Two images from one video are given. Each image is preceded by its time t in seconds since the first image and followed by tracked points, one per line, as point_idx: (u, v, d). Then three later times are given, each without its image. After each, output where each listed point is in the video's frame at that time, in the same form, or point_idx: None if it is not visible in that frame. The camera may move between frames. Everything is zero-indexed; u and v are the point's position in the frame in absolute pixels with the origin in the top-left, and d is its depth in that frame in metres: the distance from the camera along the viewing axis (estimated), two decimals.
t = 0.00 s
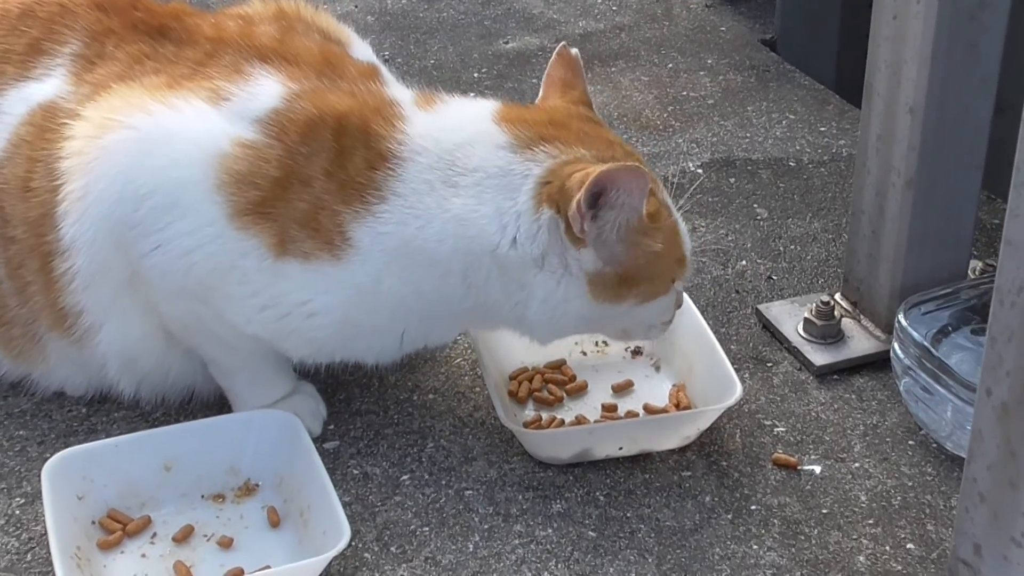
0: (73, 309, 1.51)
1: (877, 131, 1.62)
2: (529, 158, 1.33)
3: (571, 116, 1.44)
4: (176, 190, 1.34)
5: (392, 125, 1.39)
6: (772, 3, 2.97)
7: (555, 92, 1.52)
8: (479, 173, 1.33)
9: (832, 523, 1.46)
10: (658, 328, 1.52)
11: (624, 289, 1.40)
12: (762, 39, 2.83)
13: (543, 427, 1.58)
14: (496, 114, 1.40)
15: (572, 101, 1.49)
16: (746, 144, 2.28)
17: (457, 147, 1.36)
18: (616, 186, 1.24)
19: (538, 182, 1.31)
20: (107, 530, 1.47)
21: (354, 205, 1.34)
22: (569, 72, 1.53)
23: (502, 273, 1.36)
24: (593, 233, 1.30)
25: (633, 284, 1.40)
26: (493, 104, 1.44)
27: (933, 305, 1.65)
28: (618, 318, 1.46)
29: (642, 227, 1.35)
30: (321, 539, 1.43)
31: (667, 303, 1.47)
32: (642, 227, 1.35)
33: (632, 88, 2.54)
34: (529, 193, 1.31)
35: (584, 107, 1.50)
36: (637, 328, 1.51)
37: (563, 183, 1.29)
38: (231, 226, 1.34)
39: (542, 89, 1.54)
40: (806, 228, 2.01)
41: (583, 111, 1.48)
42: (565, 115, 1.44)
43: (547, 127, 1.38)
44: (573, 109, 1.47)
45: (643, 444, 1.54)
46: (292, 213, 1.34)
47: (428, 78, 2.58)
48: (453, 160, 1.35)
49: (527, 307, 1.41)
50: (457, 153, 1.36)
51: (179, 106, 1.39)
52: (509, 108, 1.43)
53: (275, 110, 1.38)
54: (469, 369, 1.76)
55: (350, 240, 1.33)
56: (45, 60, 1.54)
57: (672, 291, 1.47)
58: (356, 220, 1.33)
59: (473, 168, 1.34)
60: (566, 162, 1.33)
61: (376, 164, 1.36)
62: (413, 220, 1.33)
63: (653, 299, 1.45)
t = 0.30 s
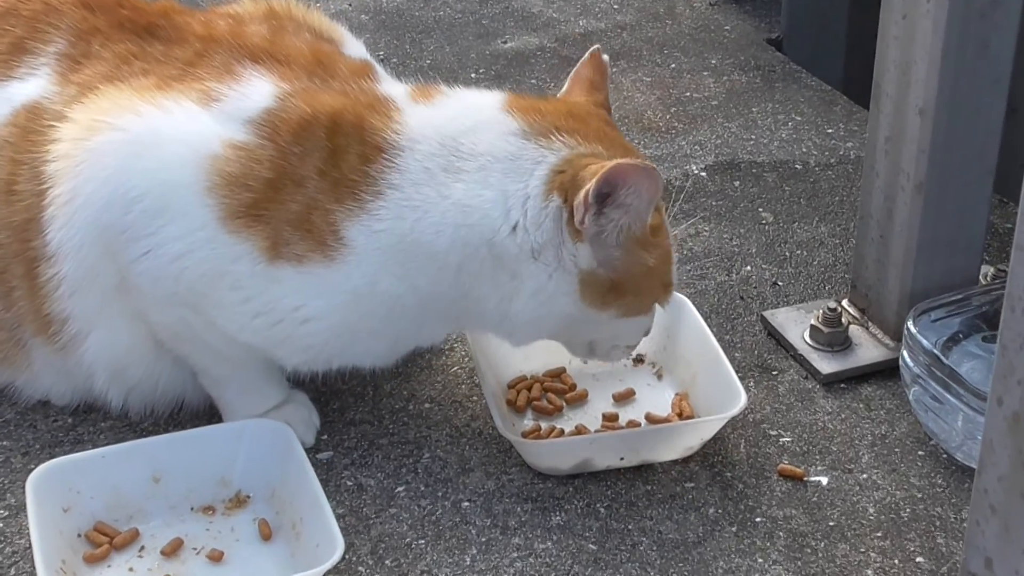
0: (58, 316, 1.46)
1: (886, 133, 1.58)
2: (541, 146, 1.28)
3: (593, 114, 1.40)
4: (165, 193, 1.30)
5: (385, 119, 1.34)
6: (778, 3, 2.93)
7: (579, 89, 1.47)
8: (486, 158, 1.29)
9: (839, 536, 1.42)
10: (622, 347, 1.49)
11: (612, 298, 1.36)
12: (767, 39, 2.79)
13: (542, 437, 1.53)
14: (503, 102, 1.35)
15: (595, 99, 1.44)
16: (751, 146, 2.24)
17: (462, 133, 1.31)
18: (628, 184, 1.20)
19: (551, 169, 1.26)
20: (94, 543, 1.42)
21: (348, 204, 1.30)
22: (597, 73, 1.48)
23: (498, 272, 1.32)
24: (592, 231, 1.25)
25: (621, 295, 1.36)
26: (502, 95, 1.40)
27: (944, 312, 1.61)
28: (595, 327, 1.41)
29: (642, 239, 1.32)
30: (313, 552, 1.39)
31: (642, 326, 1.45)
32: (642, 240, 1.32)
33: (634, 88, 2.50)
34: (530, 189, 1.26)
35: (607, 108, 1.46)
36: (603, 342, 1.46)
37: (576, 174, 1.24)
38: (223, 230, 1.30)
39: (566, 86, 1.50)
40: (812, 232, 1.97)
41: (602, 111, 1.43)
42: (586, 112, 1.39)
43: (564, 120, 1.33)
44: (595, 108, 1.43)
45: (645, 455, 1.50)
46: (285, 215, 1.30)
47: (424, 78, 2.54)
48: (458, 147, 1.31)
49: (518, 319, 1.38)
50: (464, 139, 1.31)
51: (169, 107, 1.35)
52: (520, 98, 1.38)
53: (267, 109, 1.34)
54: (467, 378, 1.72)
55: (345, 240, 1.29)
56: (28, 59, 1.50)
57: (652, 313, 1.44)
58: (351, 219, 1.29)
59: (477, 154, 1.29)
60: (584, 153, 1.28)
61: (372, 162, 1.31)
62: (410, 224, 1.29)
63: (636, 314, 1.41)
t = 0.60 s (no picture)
0: (49, 317, 1.43)
1: (897, 132, 1.54)
2: (538, 141, 1.25)
3: (589, 100, 1.37)
4: (158, 192, 1.27)
5: (379, 113, 1.31)
6: None
7: (574, 74, 1.44)
8: (482, 156, 1.26)
9: (849, 544, 1.38)
10: (645, 334, 1.44)
11: (626, 284, 1.31)
12: (776, 35, 2.75)
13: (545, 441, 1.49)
14: (499, 96, 1.32)
15: (592, 84, 1.41)
16: (759, 145, 2.20)
17: (458, 129, 1.28)
18: (625, 167, 1.16)
19: (547, 161, 1.23)
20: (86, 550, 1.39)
21: (345, 202, 1.26)
22: (592, 57, 1.45)
23: (498, 270, 1.29)
24: (593, 218, 1.21)
25: (634, 280, 1.31)
26: (497, 86, 1.37)
27: (959, 315, 1.57)
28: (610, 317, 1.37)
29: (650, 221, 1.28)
30: (310, 560, 1.35)
31: (662, 307, 1.38)
32: (650, 221, 1.28)
33: (639, 85, 2.46)
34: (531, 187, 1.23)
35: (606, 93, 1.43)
36: (623, 329, 1.41)
37: (571, 163, 1.21)
38: (217, 229, 1.27)
39: (561, 71, 1.46)
40: (822, 233, 1.93)
41: (599, 96, 1.40)
42: (583, 99, 1.36)
43: (559, 109, 1.30)
44: (591, 93, 1.39)
45: (650, 461, 1.46)
46: (281, 214, 1.26)
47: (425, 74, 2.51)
48: (453, 144, 1.27)
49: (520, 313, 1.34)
50: (459, 135, 1.28)
51: (161, 104, 1.32)
52: (515, 90, 1.35)
53: (262, 106, 1.31)
54: (468, 381, 1.68)
55: (341, 238, 1.26)
56: (18, 54, 1.47)
57: (672, 294, 1.38)
58: (348, 218, 1.26)
59: (474, 152, 1.26)
60: (580, 142, 1.25)
61: (368, 158, 1.28)
62: (408, 223, 1.26)
63: (652, 299, 1.36)
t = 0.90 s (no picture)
0: (49, 319, 1.43)
1: (898, 132, 1.54)
2: (533, 134, 1.25)
3: (584, 95, 1.36)
4: (157, 194, 1.27)
5: (377, 114, 1.30)
6: None
7: (569, 69, 1.44)
8: (478, 152, 1.25)
9: (850, 545, 1.38)
10: (645, 329, 1.43)
11: (626, 276, 1.31)
12: (776, 35, 2.75)
13: (546, 443, 1.49)
14: (494, 93, 1.32)
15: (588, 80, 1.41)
16: (759, 145, 2.20)
17: (453, 126, 1.28)
18: (623, 157, 1.16)
19: (544, 154, 1.23)
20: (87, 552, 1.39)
21: (344, 204, 1.26)
22: (587, 53, 1.45)
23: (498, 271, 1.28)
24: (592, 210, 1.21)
25: (632, 273, 1.31)
26: (493, 84, 1.36)
27: (959, 315, 1.57)
28: (612, 312, 1.37)
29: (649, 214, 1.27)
30: (311, 562, 1.35)
31: (663, 302, 1.39)
32: (649, 214, 1.27)
33: (639, 86, 2.46)
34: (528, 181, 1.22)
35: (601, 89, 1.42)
36: (626, 326, 1.42)
37: (570, 156, 1.21)
38: (217, 231, 1.26)
39: (556, 67, 1.46)
40: (822, 233, 1.93)
41: (595, 91, 1.40)
42: (578, 94, 1.35)
43: (555, 103, 1.30)
44: (586, 88, 1.39)
45: (651, 462, 1.46)
46: (281, 215, 1.26)
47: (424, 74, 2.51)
48: (449, 140, 1.27)
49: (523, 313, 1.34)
50: (455, 132, 1.27)
51: (161, 106, 1.32)
52: (510, 87, 1.34)
53: (261, 107, 1.31)
54: (468, 382, 1.68)
55: (341, 239, 1.26)
56: (17, 56, 1.47)
57: (671, 288, 1.38)
58: (348, 219, 1.26)
59: (470, 147, 1.26)
60: (577, 135, 1.25)
61: (367, 159, 1.27)
62: (408, 224, 1.25)
63: (651, 293, 1.36)
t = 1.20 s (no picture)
0: (49, 319, 1.43)
1: (898, 131, 1.54)
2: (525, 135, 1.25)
3: (577, 92, 1.36)
4: (158, 194, 1.27)
5: (377, 114, 1.30)
6: None
7: (563, 67, 1.44)
8: (472, 154, 1.26)
9: (850, 544, 1.38)
10: (647, 326, 1.43)
11: (625, 270, 1.30)
12: (775, 35, 2.75)
13: (546, 442, 1.49)
14: (490, 93, 1.32)
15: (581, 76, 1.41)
16: (758, 145, 2.20)
17: (450, 128, 1.28)
18: (610, 152, 1.15)
19: (534, 153, 1.23)
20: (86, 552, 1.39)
21: (344, 204, 1.26)
22: (579, 50, 1.45)
23: (498, 271, 1.28)
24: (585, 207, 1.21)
25: (632, 265, 1.30)
26: (489, 84, 1.37)
27: (958, 314, 1.57)
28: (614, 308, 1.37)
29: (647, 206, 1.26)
30: (311, 562, 1.35)
31: (668, 294, 1.38)
32: (645, 206, 1.25)
33: (639, 86, 2.46)
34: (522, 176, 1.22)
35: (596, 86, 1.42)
36: (634, 320, 1.42)
37: (560, 154, 1.20)
38: (218, 231, 1.26)
39: (550, 65, 1.46)
40: (822, 233, 1.93)
41: (589, 87, 1.40)
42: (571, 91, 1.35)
43: (547, 101, 1.30)
44: (580, 85, 1.39)
45: (651, 462, 1.46)
46: (281, 216, 1.26)
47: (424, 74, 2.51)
48: (445, 142, 1.27)
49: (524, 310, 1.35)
50: (450, 133, 1.27)
51: (162, 106, 1.32)
52: (506, 86, 1.34)
53: (262, 107, 1.31)
54: (468, 382, 1.68)
55: (341, 239, 1.26)
56: (17, 56, 1.47)
57: (674, 280, 1.37)
58: (348, 220, 1.26)
59: (464, 149, 1.26)
60: (568, 132, 1.24)
61: (366, 160, 1.27)
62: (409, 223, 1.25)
63: (654, 284, 1.35)
